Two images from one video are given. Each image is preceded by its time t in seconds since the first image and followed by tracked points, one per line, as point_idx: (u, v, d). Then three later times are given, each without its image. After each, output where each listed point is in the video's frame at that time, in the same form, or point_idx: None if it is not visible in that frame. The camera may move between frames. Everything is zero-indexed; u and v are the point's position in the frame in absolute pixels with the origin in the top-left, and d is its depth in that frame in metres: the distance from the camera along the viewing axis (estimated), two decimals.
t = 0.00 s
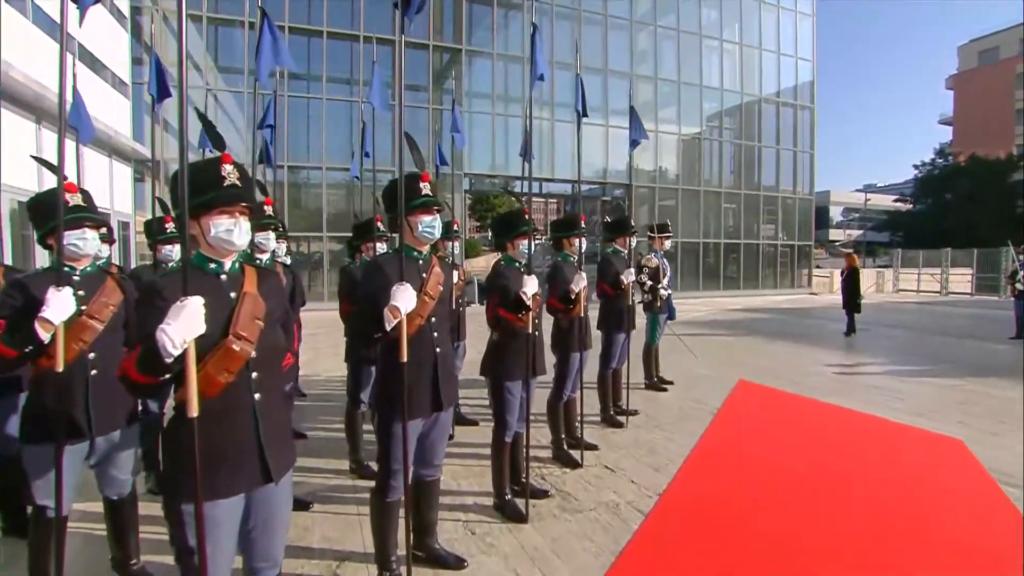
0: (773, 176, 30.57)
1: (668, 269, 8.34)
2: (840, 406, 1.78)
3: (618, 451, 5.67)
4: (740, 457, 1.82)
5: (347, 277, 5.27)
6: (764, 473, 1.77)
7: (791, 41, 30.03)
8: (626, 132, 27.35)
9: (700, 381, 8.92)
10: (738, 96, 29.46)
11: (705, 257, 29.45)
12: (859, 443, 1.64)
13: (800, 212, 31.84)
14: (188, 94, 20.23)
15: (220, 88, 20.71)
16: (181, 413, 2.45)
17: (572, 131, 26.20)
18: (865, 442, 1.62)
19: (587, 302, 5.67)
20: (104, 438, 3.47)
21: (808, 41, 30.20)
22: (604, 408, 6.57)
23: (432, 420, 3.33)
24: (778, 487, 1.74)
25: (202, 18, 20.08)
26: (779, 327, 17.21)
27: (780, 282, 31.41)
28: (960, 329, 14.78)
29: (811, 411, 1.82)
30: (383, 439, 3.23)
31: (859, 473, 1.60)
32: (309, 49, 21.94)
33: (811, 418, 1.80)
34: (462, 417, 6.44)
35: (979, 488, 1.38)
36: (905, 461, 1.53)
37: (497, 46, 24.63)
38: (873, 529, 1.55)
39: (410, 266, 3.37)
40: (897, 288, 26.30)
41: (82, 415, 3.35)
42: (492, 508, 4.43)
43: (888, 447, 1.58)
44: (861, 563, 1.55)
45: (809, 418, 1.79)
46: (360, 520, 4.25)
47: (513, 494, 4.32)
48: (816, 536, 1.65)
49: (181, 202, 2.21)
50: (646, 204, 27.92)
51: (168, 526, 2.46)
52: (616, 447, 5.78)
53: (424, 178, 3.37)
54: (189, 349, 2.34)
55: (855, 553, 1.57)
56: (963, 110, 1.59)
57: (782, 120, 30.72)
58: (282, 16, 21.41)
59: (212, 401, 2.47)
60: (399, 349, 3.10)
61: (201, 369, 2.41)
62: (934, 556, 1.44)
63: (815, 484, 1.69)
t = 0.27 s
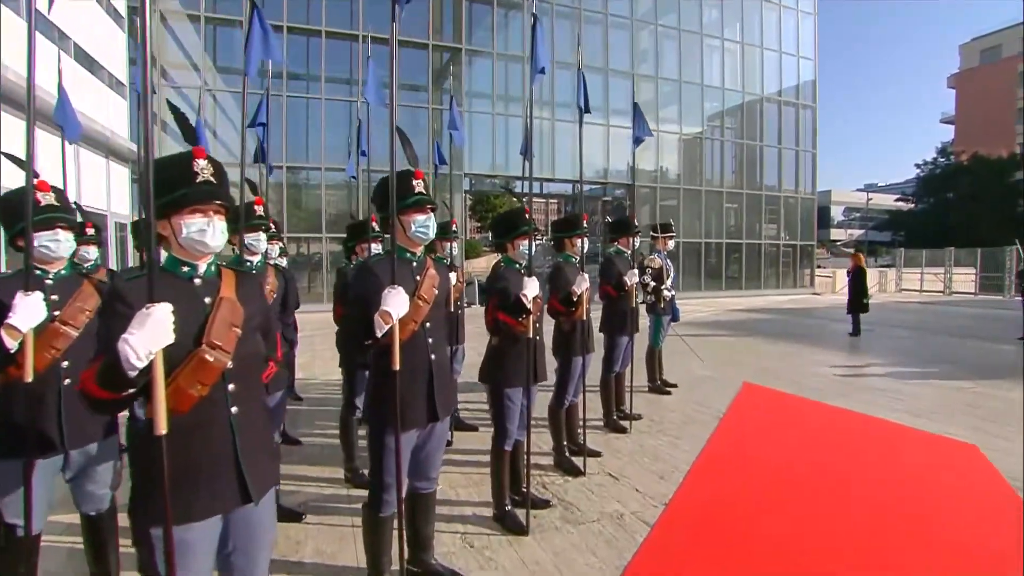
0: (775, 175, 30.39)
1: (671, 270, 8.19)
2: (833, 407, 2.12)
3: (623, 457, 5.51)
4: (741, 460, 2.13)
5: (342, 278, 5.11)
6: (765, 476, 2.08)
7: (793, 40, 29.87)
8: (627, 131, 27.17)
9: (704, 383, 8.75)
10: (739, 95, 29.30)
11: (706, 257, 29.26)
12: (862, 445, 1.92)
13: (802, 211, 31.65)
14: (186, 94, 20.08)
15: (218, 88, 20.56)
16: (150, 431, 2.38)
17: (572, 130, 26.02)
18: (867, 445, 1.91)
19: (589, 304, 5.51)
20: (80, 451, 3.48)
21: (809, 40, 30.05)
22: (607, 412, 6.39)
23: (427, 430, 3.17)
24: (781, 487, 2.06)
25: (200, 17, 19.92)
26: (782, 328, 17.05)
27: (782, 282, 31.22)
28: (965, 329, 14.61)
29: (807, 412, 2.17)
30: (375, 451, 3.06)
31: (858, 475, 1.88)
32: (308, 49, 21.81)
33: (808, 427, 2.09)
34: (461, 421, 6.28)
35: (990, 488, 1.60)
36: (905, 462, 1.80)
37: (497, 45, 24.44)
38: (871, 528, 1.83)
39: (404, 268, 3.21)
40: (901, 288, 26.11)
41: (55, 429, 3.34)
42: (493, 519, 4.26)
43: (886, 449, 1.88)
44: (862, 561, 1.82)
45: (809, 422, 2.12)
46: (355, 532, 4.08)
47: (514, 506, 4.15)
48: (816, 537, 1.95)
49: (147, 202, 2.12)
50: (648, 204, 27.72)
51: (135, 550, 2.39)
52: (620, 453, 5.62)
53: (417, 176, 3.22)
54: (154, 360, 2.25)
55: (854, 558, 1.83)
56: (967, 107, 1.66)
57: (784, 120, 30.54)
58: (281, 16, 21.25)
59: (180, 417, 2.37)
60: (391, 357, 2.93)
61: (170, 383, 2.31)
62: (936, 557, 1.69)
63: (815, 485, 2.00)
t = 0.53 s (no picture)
0: (776, 174, 30.19)
1: (674, 269, 8.01)
2: (824, 422, 3.25)
3: (625, 462, 5.33)
4: (754, 462, 3.05)
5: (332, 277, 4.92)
6: (771, 476, 2.96)
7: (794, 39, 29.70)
8: (627, 130, 26.96)
9: (708, 385, 8.57)
10: (740, 94, 29.11)
11: (707, 256, 29.04)
12: (865, 453, 2.73)
13: (803, 211, 31.44)
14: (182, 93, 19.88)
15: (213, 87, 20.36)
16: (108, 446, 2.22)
17: (572, 129, 25.82)
18: (868, 451, 2.72)
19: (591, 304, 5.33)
20: (47, 463, 3.36)
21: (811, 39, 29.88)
22: (610, 416, 6.20)
23: (421, 440, 3.00)
24: (783, 488, 2.92)
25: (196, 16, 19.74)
26: (784, 328, 16.86)
27: (783, 282, 31.00)
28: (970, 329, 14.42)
29: (809, 425, 3.28)
30: (365, 463, 2.89)
31: (858, 475, 2.65)
32: (305, 47, 21.60)
33: (808, 434, 3.14)
34: (459, 425, 6.10)
35: (975, 484, 2.14)
36: (902, 465, 2.57)
37: (497, 44, 24.26)
38: (872, 528, 2.51)
39: (395, 266, 3.04)
40: (903, 288, 25.91)
41: (18, 442, 3.24)
42: (491, 530, 4.06)
43: (882, 454, 2.69)
44: (861, 554, 2.46)
45: (810, 437, 3.11)
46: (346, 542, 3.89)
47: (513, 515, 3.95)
48: (814, 533, 2.69)
49: (100, 195, 2.00)
50: (648, 203, 27.51)
51: None
52: (622, 458, 5.43)
53: (408, 168, 3.04)
54: (108, 367, 2.14)
55: (855, 553, 2.47)
56: (967, 107, 1.65)
57: (785, 119, 30.34)
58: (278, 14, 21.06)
59: (139, 431, 2.23)
60: (381, 362, 2.76)
61: (132, 392, 2.20)
62: (931, 552, 2.24)
63: (812, 484, 2.86)
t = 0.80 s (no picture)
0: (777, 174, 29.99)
1: (679, 269, 7.81)
2: (831, 417, 2.76)
3: (629, 468, 5.14)
4: (752, 463, 2.72)
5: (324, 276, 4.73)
6: (768, 477, 2.66)
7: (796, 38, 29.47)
8: (628, 130, 26.74)
9: (711, 387, 8.39)
10: (742, 93, 28.90)
11: (708, 257, 28.82)
12: (864, 449, 2.38)
13: (804, 211, 31.25)
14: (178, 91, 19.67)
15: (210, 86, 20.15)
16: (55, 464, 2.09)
17: (572, 128, 25.61)
18: (867, 448, 2.36)
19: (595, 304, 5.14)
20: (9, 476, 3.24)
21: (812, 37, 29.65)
22: (614, 420, 6.00)
23: (415, 452, 2.81)
24: (783, 487, 2.59)
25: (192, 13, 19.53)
26: (786, 329, 16.67)
27: (784, 282, 30.79)
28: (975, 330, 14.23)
29: (812, 424, 2.78)
30: (354, 474, 2.70)
31: (863, 476, 2.28)
32: (303, 45, 21.33)
33: (808, 432, 2.71)
34: (458, 430, 5.91)
35: (976, 485, 1.87)
36: (905, 464, 2.19)
37: (497, 43, 24.05)
38: (875, 530, 2.22)
39: (387, 264, 2.86)
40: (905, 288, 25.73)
41: None
42: (491, 541, 3.87)
43: (887, 450, 2.31)
44: (864, 560, 2.19)
45: (810, 427, 2.71)
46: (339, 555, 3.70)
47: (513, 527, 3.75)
48: (817, 534, 2.41)
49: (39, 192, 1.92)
50: (649, 203, 27.29)
51: None
52: (626, 464, 5.25)
53: (402, 158, 2.86)
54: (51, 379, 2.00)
55: (858, 556, 2.22)
56: (966, 108, 1.59)
57: (786, 118, 30.14)
58: (275, 12, 20.84)
59: (89, 449, 2.12)
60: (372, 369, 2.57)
61: (83, 406, 2.06)
62: (935, 554, 1.99)
63: (814, 485, 2.51)
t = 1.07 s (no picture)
0: (779, 174, 29.84)
1: (683, 272, 7.65)
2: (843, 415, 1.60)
3: (634, 477, 4.99)
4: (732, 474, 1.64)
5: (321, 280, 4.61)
6: (768, 485, 1.60)
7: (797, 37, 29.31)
8: (629, 130, 26.60)
9: (716, 390, 8.22)
10: (743, 93, 28.77)
11: (711, 258, 28.68)
12: (868, 450, 1.43)
13: (807, 211, 31.09)
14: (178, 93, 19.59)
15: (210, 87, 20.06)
16: None
17: (574, 128, 25.50)
18: (872, 449, 1.42)
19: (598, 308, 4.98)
20: None
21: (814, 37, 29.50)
22: (618, 426, 5.85)
23: (412, 466, 2.66)
24: (785, 493, 1.55)
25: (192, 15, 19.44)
26: (790, 330, 16.49)
27: (787, 283, 30.65)
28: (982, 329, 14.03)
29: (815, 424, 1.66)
30: (348, 489, 2.55)
31: (865, 481, 1.40)
32: (303, 45, 21.16)
33: (814, 431, 1.62)
34: (458, 437, 5.76)
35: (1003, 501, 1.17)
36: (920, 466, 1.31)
37: (498, 43, 23.92)
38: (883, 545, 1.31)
39: (382, 269, 2.73)
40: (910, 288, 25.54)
41: None
42: (492, 555, 3.72)
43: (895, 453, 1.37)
44: None
45: (814, 424, 1.62)
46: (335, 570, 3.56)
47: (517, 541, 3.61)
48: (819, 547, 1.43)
49: None
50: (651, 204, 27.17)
51: None
52: (632, 472, 5.09)
53: (397, 158, 2.72)
54: None
55: None
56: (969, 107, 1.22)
57: (788, 118, 29.98)
58: (275, 12, 20.73)
59: (41, 475, 2.00)
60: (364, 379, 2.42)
61: (33, 427, 1.95)
62: None
63: (818, 492, 1.50)
